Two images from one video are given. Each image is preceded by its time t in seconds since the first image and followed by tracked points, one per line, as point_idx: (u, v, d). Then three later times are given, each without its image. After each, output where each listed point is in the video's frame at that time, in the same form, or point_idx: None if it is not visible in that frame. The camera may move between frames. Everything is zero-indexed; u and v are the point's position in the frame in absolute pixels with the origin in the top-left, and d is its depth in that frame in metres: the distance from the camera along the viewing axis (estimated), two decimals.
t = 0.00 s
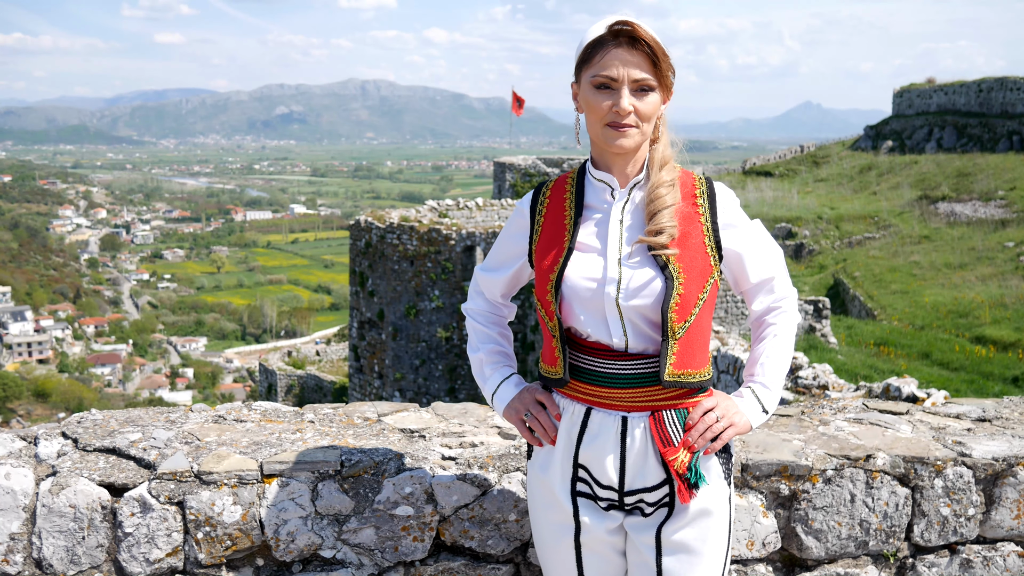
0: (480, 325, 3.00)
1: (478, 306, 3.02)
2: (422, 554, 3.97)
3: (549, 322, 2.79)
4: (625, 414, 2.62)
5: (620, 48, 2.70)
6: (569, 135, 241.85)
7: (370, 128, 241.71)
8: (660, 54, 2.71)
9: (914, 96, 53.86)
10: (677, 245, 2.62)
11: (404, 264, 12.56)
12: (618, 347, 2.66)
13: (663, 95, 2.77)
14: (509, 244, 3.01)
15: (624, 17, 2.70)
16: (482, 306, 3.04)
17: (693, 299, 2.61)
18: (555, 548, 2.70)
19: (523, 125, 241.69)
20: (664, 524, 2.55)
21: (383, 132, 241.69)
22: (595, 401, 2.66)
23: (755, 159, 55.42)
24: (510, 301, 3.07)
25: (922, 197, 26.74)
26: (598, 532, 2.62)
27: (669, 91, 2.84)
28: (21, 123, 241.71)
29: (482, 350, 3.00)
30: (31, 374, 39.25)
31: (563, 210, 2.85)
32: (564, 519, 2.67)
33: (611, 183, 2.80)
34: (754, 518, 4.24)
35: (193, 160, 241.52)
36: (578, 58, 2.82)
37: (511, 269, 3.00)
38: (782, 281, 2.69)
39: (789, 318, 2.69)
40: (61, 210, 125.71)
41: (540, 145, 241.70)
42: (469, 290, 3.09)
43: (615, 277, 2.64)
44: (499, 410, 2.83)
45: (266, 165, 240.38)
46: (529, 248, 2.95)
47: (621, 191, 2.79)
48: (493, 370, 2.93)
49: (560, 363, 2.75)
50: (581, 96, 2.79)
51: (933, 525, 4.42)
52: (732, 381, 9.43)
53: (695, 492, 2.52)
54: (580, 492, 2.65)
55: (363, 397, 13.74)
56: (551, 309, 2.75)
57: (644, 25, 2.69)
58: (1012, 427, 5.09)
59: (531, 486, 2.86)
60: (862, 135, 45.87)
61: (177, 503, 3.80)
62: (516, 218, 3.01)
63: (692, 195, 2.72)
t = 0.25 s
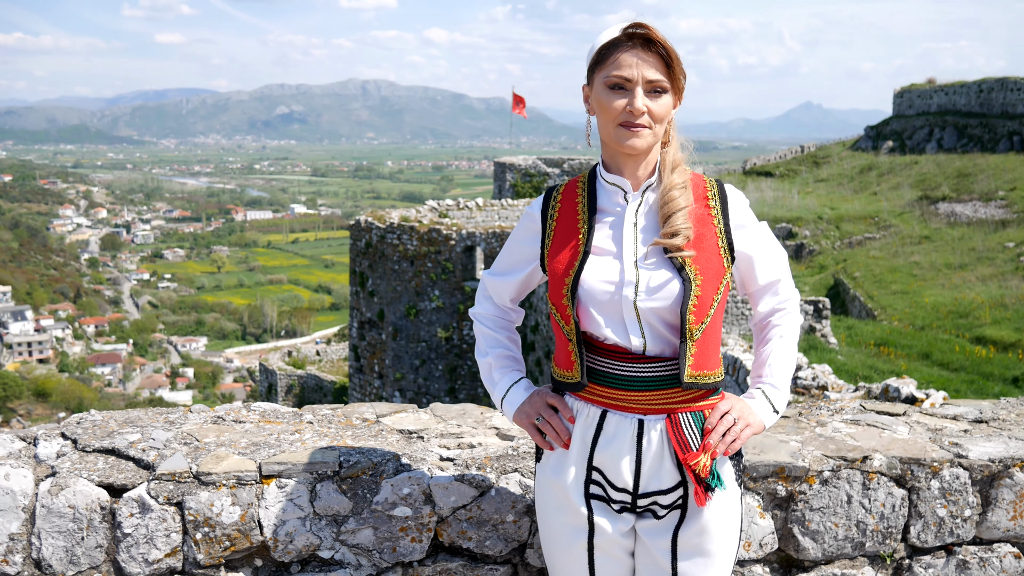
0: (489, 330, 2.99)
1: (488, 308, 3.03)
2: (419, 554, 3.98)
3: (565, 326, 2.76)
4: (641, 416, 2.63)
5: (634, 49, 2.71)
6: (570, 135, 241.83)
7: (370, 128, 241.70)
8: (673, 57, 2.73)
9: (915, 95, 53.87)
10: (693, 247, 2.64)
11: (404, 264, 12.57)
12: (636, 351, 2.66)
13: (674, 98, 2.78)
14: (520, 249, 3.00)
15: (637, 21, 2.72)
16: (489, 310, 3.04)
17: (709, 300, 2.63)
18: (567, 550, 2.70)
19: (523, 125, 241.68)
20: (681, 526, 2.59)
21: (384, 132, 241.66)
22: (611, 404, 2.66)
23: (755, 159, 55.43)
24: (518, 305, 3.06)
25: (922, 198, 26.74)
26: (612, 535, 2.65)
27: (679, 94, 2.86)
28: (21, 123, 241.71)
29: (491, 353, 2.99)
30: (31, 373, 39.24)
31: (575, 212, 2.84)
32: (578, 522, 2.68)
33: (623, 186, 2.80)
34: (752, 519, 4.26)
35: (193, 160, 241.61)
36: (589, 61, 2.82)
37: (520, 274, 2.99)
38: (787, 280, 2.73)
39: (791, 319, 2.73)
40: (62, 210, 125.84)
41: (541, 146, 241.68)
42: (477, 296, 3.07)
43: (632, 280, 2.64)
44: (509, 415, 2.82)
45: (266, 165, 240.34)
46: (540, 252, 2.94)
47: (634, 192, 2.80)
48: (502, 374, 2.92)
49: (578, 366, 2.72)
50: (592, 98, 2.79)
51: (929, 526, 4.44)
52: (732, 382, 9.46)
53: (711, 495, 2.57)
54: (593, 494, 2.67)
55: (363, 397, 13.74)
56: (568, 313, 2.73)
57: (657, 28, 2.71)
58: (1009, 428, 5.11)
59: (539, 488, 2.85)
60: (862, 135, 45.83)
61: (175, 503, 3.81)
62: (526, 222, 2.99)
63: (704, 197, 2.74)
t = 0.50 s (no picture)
0: (505, 330, 3.00)
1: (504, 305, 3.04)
2: (417, 555, 4.00)
3: (587, 328, 2.78)
4: (660, 416, 2.68)
5: (658, 51, 2.73)
6: (570, 135, 241.83)
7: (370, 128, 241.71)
8: (695, 59, 2.77)
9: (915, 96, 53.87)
10: (716, 249, 2.70)
11: (404, 265, 12.59)
12: (657, 351, 2.69)
13: (696, 100, 2.81)
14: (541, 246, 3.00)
15: (659, 24, 2.75)
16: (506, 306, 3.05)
17: (732, 301, 2.70)
18: (580, 549, 2.72)
19: (523, 125, 241.68)
20: (696, 525, 2.65)
21: (384, 133, 241.65)
22: (631, 403, 2.71)
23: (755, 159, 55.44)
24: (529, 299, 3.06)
25: (922, 198, 26.74)
26: (629, 535, 2.68)
27: (698, 97, 2.90)
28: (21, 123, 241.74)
29: (504, 355, 3.02)
30: (31, 373, 39.22)
31: (597, 212, 2.85)
32: (594, 521, 2.70)
33: (646, 188, 2.83)
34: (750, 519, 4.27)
35: (193, 160, 241.61)
36: (610, 63, 2.84)
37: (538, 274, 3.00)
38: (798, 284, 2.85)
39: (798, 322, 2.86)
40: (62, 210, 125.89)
41: (541, 146, 241.67)
42: (492, 296, 3.07)
43: (657, 282, 2.68)
44: (522, 417, 2.87)
45: (266, 165, 240.27)
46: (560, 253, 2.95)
47: (657, 195, 2.83)
48: (515, 376, 2.96)
49: (601, 367, 2.74)
50: (615, 100, 2.81)
51: (925, 527, 4.46)
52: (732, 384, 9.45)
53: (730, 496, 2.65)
54: (609, 493, 2.70)
55: (363, 398, 13.73)
56: (591, 315, 2.75)
57: (678, 31, 2.74)
58: (1005, 429, 5.12)
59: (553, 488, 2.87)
60: (862, 135, 45.85)
61: (174, 504, 3.83)
62: (545, 221, 2.98)
63: (726, 200, 2.80)
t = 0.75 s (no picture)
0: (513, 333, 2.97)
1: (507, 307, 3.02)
2: (410, 557, 4.01)
3: (603, 330, 2.80)
4: (671, 418, 2.72)
5: (680, 54, 2.75)
6: (570, 135, 241.83)
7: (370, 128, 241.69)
8: (717, 63, 2.79)
9: (915, 95, 53.86)
10: (733, 257, 2.74)
11: (404, 265, 12.59)
12: (670, 354, 2.73)
13: (717, 104, 2.84)
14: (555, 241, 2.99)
15: (683, 26, 2.77)
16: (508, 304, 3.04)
17: (747, 308, 2.74)
18: (585, 549, 2.72)
19: (523, 125, 241.66)
20: (703, 526, 2.69)
21: (384, 133, 241.64)
22: (641, 404, 2.75)
23: (756, 159, 55.41)
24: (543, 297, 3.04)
25: (922, 197, 26.73)
26: (633, 533, 2.71)
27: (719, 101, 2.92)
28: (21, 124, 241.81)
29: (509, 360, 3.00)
30: (31, 374, 39.21)
31: (613, 213, 2.87)
32: (601, 517, 2.71)
33: (665, 191, 2.85)
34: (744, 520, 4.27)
35: (193, 160, 241.57)
36: (632, 63, 2.86)
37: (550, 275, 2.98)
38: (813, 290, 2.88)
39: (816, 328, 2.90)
40: (62, 211, 125.99)
41: (540, 146, 241.69)
42: (506, 295, 3.05)
43: (673, 287, 2.70)
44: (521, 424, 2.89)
45: (266, 165, 240.12)
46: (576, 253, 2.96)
47: (676, 199, 2.85)
48: (517, 382, 2.97)
49: (615, 370, 2.77)
50: (636, 101, 2.83)
51: (917, 528, 4.46)
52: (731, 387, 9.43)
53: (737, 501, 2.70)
54: (617, 493, 2.72)
55: (363, 398, 13.72)
56: (607, 317, 2.77)
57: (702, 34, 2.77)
58: (998, 431, 5.12)
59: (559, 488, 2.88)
60: (862, 135, 45.82)
61: (166, 507, 3.83)
62: (560, 221, 2.98)
63: (744, 205, 2.84)
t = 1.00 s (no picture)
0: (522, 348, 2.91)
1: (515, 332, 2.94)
2: (401, 554, 4.03)
3: (609, 327, 2.74)
4: (672, 413, 2.68)
5: (683, 54, 2.51)
6: (571, 135, 241.87)
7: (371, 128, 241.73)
8: (725, 61, 2.53)
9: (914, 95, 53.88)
10: (742, 261, 2.66)
11: (404, 264, 12.60)
12: (672, 352, 2.69)
13: (725, 102, 2.59)
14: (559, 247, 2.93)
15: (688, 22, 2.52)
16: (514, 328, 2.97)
17: (751, 312, 2.68)
18: (583, 543, 2.68)
19: (523, 125, 241.69)
20: (701, 522, 2.66)
21: (384, 133, 241.63)
22: (644, 399, 2.71)
23: (757, 159, 55.42)
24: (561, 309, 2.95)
25: (922, 197, 26.75)
26: (632, 525, 2.67)
27: (731, 95, 2.66)
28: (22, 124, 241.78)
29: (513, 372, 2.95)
30: (32, 373, 39.17)
31: (621, 213, 2.76)
32: (602, 509, 2.68)
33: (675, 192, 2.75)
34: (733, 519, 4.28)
35: (194, 160, 241.44)
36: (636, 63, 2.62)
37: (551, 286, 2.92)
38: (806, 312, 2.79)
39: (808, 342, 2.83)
40: (63, 210, 126.04)
41: (541, 146, 241.68)
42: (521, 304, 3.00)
43: (678, 288, 2.64)
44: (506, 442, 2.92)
45: (267, 165, 240.12)
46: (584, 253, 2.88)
47: (685, 200, 2.76)
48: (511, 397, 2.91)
49: (619, 367, 2.73)
50: (640, 104, 2.61)
51: (907, 526, 4.48)
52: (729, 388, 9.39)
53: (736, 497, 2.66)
54: (617, 486, 2.69)
55: (363, 398, 13.74)
56: (613, 316, 2.71)
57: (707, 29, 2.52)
58: (988, 429, 5.14)
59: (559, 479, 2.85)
60: (862, 135, 45.80)
61: (159, 504, 3.85)
62: (568, 222, 2.90)
63: (752, 207, 2.76)
